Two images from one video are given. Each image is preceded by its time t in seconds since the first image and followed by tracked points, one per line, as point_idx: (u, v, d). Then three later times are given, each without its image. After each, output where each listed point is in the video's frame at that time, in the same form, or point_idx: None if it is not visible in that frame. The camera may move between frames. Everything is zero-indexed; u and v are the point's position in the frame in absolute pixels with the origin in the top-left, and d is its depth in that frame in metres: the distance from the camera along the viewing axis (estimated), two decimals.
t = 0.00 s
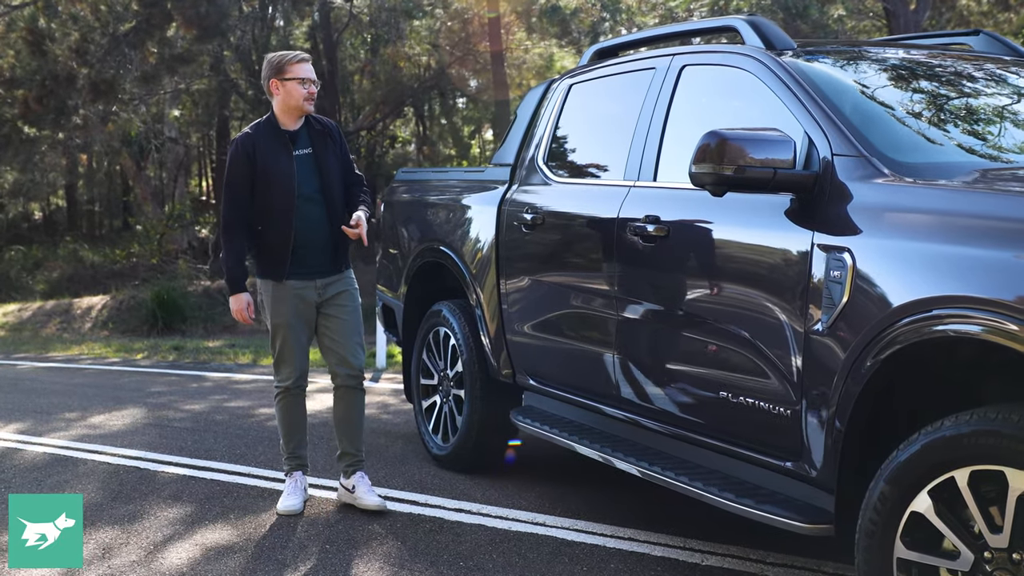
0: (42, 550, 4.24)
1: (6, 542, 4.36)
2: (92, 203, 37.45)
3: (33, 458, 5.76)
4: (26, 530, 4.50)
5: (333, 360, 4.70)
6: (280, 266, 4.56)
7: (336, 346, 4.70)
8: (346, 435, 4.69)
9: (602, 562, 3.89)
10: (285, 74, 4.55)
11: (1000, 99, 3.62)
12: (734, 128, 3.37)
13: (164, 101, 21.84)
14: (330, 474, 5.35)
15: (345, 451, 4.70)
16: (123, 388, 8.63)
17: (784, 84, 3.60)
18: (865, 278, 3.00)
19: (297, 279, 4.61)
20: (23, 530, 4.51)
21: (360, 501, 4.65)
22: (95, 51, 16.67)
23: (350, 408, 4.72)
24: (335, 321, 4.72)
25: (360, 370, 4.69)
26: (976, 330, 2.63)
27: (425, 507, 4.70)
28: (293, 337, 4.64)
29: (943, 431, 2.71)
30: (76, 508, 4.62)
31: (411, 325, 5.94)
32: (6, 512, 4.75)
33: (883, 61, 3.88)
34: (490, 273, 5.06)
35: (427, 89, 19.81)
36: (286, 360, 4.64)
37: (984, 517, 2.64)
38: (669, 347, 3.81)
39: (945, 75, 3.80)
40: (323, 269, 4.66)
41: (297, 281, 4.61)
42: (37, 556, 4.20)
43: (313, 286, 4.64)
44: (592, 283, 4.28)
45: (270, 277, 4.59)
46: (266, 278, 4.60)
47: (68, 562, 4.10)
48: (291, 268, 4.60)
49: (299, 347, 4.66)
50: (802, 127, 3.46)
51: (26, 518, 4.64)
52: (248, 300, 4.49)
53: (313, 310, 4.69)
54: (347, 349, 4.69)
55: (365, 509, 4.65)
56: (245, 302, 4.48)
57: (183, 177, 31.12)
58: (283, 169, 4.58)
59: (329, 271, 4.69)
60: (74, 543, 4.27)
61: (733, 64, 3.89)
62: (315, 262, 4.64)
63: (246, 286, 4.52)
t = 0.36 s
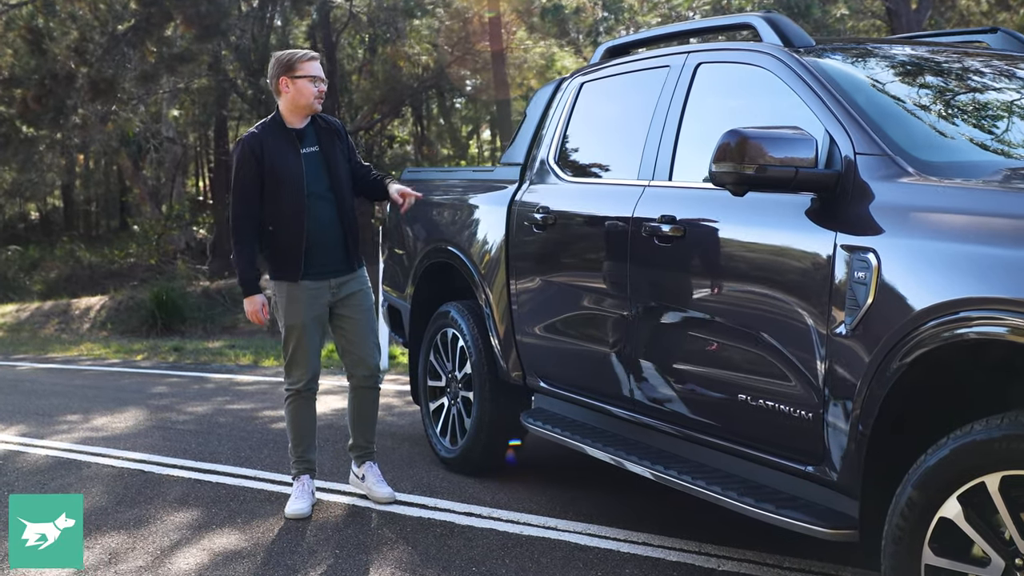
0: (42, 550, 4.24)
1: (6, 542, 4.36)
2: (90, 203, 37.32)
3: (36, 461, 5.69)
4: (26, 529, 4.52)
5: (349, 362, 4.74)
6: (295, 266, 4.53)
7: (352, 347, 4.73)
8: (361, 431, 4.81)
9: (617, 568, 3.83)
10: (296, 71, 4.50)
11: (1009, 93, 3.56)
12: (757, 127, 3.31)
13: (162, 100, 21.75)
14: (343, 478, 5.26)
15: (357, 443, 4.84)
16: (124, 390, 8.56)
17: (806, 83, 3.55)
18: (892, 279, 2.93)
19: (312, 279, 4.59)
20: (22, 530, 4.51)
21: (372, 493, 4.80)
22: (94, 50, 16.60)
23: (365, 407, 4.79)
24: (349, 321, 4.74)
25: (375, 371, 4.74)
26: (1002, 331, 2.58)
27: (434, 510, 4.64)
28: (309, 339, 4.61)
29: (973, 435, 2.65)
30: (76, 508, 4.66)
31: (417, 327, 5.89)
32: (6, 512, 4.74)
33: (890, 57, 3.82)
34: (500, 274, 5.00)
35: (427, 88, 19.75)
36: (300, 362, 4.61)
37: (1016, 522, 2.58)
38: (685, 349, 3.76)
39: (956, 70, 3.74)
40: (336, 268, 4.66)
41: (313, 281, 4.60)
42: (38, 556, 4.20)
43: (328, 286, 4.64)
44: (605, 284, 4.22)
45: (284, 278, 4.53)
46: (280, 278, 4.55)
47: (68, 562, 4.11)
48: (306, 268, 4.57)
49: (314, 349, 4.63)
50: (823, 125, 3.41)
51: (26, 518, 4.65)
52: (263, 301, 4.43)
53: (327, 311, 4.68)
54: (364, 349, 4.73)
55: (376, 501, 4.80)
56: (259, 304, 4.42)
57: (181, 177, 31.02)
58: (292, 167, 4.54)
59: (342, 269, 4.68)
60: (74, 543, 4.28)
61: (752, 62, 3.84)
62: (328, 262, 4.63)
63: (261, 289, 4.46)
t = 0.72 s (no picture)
0: (42, 550, 4.27)
1: (6, 542, 4.38)
2: (85, 204, 37.20)
3: (35, 466, 5.63)
4: (26, 529, 4.54)
5: (354, 367, 4.77)
6: (311, 263, 4.52)
7: (363, 351, 4.75)
8: (364, 441, 4.82)
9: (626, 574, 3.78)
10: (335, 70, 4.55)
11: (1017, 91, 3.52)
12: (771, 128, 3.27)
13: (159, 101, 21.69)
14: (348, 484, 5.20)
15: (361, 455, 4.84)
16: (123, 393, 8.50)
17: (820, 84, 3.51)
18: (908, 283, 2.89)
19: (330, 280, 4.59)
20: (22, 530, 4.54)
21: (375, 501, 4.76)
22: (92, 51, 16.56)
23: (367, 414, 4.82)
24: (360, 326, 4.74)
25: (375, 380, 4.80)
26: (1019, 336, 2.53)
27: (439, 516, 4.58)
28: (324, 340, 4.59)
29: (994, 442, 2.59)
30: (76, 508, 4.69)
31: (420, 330, 5.84)
32: (6, 511, 4.77)
33: (894, 57, 3.78)
34: (505, 276, 4.96)
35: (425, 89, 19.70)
36: (313, 363, 4.59)
37: None
38: (694, 354, 3.72)
39: (962, 69, 3.69)
40: (355, 270, 4.64)
41: (330, 282, 4.59)
42: (38, 556, 4.23)
43: (345, 289, 4.64)
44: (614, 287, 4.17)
45: (299, 272, 4.54)
46: (297, 274, 4.56)
47: (67, 562, 4.13)
48: (322, 267, 4.56)
49: (327, 351, 4.61)
50: (837, 127, 3.37)
51: (26, 518, 4.68)
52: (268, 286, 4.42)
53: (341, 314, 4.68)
54: (371, 356, 4.76)
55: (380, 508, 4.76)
56: (267, 288, 4.44)
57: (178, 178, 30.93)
58: (317, 162, 4.55)
59: (360, 271, 4.66)
60: (73, 542, 4.32)
61: (763, 62, 3.81)
62: (346, 262, 4.61)
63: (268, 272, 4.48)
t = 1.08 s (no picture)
0: (43, 549, 4.30)
1: (7, 541, 4.42)
2: (78, 204, 37.05)
3: (31, 470, 5.59)
4: (26, 529, 4.58)
5: (364, 367, 4.79)
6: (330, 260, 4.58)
7: (372, 352, 4.79)
8: (366, 443, 4.82)
9: None
10: (361, 72, 4.61)
11: (1020, 90, 3.48)
12: (778, 129, 3.24)
13: (154, 102, 21.60)
14: (348, 488, 5.15)
15: (362, 457, 4.83)
16: (119, 395, 8.45)
17: (826, 83, 3.47)
18: (917, 286, 2.85)
19: (346, 277, 4.62)
20: (23, 530, 4.57)
21: (374, 505, 4.73)
22: (86, 51, 16.51)
23: (372, 416, 4.83)
24: (373, 327, 4.76)
25: (382, 383, 4.80)
26: None
27: (440, 520, 4.54)
28: (336, 337, 4.61)
29: (1007, 448, 2.55)
30: (75, 508, 4.74)
31: (419, 332, 5.80)
32: (7, 512, 4.81)
33: (896, 56, 3.74)
34: (504, 277, 4.92)
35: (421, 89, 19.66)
36: (324, 360, 4.60)
37: None
38: (698, 357, 3.68)
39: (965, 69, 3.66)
40: (373, 269, 4.67)
41: (346, 279, 4.62)
42: (39, 555, 4.27)
43: (360, 287, 4.66)
44: (617, 289, 4.13)
45: (318, 268, 4.60)
46: (317, 271, 4.61)
47: (67, 562, 4.16)
48: (340, 264, 4.60)
49: (339, 349, 4.63)
50: (844, 127, 3.33)
51: (26, 518, 4.71)
52: (292, 285, 4.54)
53: (353, 312, 4.70)
54: (381, 358, 4.79)
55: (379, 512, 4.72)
56: (291, 286, 4.54)
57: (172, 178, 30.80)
58: (340, 161, 4.60)
59: (379, 271, 4.69)
60: (74, 543, 4.36)
61: (768, 62, 3.77)
62: (364, 261, 4.64)
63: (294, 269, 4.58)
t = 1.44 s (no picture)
0: (42, 549, 4.34)
1: (7, 541, 4.47)
2: (71, 205, 36.92)
3: (25, 474, 5.54)
4: (26, 529, 4.62)
5: (366, 371, 4.76)
6: (332, 263, 4.55)
7: (374, 356, 4.76)
8: (365, 448, 4.79)
9: None
10: (365, 76, 4.59)
11: (1018, 92, 3.47)
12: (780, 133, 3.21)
13: (147, 102, 21.54)
14: (345, 493, 5.10)
15: (360, 462, 4.80)
16: (113, 398, 8.40)
17: (828, 86, 3.45)
18: (923, 291, 2.82)
19: (349, 281, 4.59)
20: (22, 530, 4.62)
21: (372, 510, 4.69)
22: (80, 52, 16.47)
23: (372, 421, 4.80)
24: (376, 331, 4.73)
25: (383, 388, 4.77)
26: None
27: (438, 526, 4.50)
28: (339, 339, 4.58)
29: (1014, 456, 2.52)
30: (75, 509, 4.77)
31: (415, 336, 5.77)
32: (7, 511, 4.87)
33: (894, 59, 3.72)
34: (503, 280, 4.88)
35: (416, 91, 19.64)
36: (327, 363, 4.56)
37: None
38: (699, 362, 3.65)
39: (962, 70, 3.64)
40: (375, 274, 4.64)
41: (349, 282, 4.59)
42: (38, 556, 4.30)
43: (362, 291, 4.62)
44: (616, 294, 4.10)
45: (320, 271, 4.56)
46: (320, 273, 4.57)
47: (67, 561, 4.20)
48: (342, 267, 4.57)
49: (342, 351, 4.59)
50: (846, 130, 3.31)
51: (26, 518, 4.76)
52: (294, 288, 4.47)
53: (356, 316, 4.66)
54: (382, 362, 4.76)
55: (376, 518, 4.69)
56: (293, 289, 4.47)
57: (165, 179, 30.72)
58: (344, 164, 4.59)
59: (382, 275, 4.66)
60: (73, 543, 4.39)
61: (769, 65, 3.75)
62: (367, 265, 4.61)
63: (297, 273, 4.54)
